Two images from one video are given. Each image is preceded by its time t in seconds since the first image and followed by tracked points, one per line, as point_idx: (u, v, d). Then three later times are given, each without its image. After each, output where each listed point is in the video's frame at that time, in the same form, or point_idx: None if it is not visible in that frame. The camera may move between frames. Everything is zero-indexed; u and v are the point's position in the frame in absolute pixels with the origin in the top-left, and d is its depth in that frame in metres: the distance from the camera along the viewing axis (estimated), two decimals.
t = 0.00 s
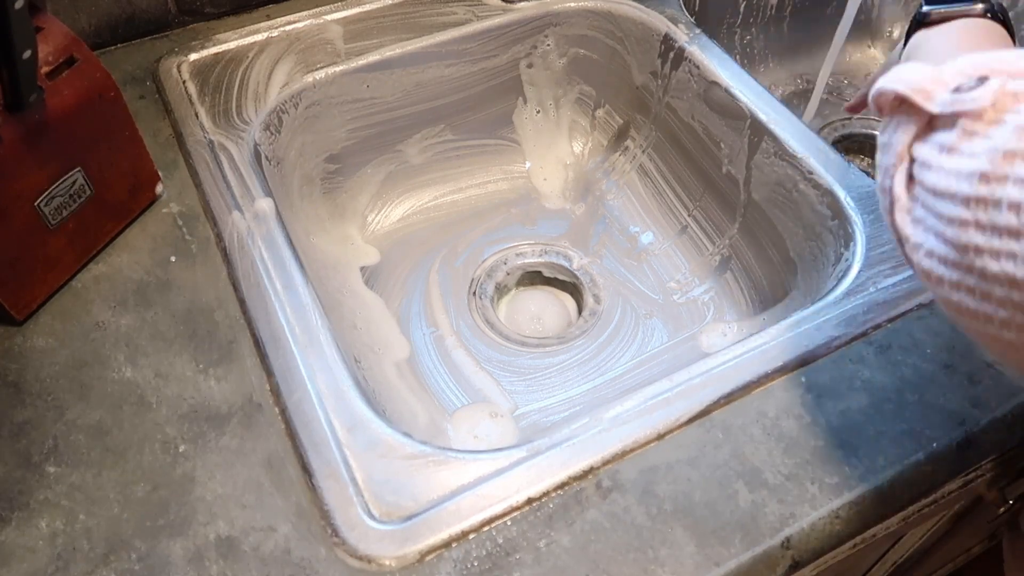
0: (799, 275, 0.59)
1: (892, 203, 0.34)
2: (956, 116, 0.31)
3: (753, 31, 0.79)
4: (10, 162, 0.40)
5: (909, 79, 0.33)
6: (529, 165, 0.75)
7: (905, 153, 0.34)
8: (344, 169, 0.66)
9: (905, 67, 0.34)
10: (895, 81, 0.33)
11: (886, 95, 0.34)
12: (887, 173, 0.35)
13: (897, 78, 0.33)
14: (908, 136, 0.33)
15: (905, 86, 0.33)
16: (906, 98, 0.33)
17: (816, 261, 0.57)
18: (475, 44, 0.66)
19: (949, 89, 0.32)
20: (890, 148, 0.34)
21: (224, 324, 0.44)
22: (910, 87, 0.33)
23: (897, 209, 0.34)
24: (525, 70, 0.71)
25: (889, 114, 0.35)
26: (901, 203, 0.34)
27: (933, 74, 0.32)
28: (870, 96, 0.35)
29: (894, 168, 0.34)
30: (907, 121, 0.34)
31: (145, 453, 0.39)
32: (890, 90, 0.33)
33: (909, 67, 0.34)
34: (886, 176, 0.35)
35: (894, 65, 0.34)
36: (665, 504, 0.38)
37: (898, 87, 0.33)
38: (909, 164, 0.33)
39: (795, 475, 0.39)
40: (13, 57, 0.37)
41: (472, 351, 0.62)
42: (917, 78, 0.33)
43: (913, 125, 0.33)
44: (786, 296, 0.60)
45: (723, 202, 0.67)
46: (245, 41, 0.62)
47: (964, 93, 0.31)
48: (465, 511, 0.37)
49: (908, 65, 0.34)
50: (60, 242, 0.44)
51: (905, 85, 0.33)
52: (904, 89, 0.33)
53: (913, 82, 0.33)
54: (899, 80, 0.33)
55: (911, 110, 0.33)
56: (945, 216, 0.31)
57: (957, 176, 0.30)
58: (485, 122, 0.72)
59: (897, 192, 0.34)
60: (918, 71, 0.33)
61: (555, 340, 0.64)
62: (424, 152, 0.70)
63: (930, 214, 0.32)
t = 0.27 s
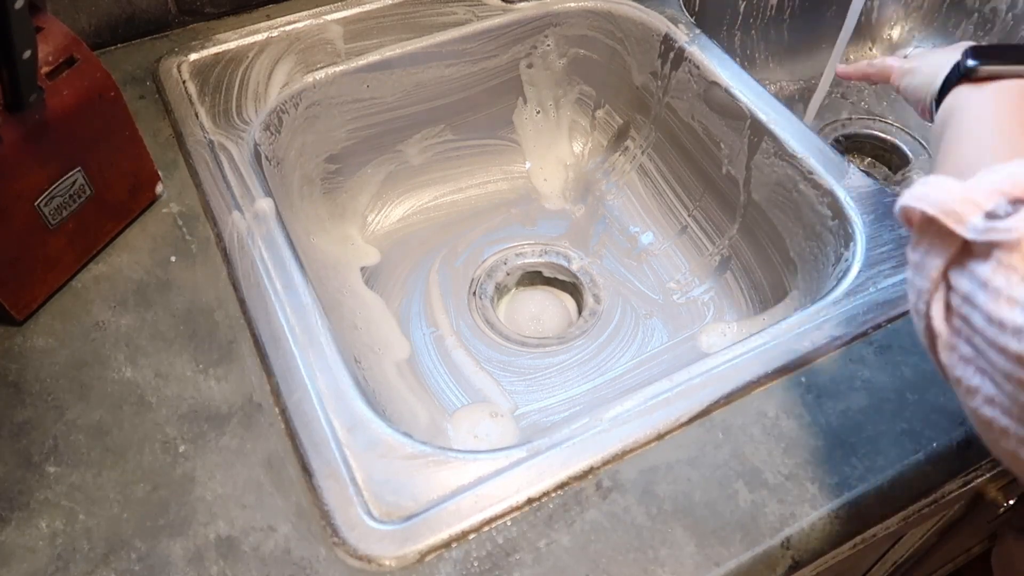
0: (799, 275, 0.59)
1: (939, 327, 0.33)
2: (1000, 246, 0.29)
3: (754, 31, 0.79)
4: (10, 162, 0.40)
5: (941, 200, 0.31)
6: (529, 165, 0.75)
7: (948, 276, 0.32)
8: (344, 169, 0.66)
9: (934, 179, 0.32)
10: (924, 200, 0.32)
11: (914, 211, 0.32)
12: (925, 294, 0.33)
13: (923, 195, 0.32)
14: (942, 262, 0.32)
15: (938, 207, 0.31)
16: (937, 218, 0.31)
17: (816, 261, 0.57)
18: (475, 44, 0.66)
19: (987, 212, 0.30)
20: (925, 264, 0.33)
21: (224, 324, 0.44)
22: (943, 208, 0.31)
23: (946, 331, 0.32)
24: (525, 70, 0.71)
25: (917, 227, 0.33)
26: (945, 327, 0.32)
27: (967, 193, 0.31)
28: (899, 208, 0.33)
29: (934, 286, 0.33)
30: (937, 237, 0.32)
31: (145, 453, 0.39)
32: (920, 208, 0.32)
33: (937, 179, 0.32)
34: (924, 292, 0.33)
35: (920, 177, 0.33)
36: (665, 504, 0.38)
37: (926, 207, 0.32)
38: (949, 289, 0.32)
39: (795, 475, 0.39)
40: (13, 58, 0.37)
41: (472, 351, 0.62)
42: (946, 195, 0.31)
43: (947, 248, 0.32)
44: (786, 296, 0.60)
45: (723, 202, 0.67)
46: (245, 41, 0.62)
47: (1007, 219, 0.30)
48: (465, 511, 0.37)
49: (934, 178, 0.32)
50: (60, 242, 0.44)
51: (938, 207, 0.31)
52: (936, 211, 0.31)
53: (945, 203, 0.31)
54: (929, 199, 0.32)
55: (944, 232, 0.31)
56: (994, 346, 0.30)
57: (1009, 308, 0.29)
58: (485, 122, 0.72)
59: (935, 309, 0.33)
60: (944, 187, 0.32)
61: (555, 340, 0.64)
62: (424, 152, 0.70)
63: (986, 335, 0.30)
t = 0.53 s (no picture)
0: (799, 275, 0.59)
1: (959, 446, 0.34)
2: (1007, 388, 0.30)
3: (754, 31, 0.79)
4: (10, 162, 0.40)
5: (941, 337, 0.31)
6: (529, 165, 0.75)
7: (963, 403, 0.33)
8: (344, 169, 0.66)
9: (929, 309, 0.32)
10: (921, 337, 0.32)
11: (914, 347, 0.33)
12: (939, 413, 0.35)
13: (919, 327, 0.32)
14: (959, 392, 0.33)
15: (939, 345, 0.31)
16: (942, 355, 0.31)
17: (816, 261, 0.57)
18: (476, 44, 0.66)
19: (992, 347, 0.30)
20: (937, 387, 0.34)
21: (224, 324, 0.44)
22: (948, 348, 0.31)
23: (966, 456, 0.34)
24: (525, 70, 0.71)
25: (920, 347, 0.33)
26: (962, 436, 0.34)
27: (966, 326, 0.31)
28: (897, 337, 0.33)
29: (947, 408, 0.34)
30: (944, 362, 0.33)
31: (145, 453, 0.39)
32: (919, 344, 0.32)
33: (933, 304, 0.32)
34: (939, 413, 0.35)
35: (915, 303, 0.33)
36: (665, 504, 0.38)
37: (929, 345, 0.32)
38: (965, 415, 0.34)
39: (795, 475, 0.39)
40: (13, 57, 0.37)
41: (472, 351, 0.62)
42: (946, 331, 0.31)
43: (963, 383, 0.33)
44: (786, 296, 0.60)
45: (723, 202, 0.67)
46: (245, 41, 0.62)
47: (1012, 360, 0.30)
48: (465, 511, 0.37)
49: (928, 304, 0.32)
50: (60, 242, 0.44)
51: (940, 346, 0.31)
52: (939, 350, 0.31)
53: (946, 341, 0.31)
54: (928, 335, 0.32)
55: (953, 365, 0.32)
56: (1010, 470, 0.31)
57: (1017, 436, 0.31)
58: (485, 122, 0.72)
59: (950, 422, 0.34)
60: (940, 319, 0.31)
61: (555, 340, 0.64)
62: (424, 152, 0.70)
63: (1001, 459, 0.32)
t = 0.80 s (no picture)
0: (800, 275, 0.59)
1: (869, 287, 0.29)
2: (903, 228, 0.26)
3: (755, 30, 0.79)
4: (10, 162, 0.40)
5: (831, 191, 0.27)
6: (528, 166, 0.75)
7: (857, 255, 0.29)
8: (344, 169, 0.66)
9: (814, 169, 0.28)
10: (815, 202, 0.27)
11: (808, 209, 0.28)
12: (842, 260, 0.30)
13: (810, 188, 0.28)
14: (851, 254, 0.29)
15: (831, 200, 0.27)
16: (835, 211, 0.27)
17: (816, 262, 0.57)
18: (476, 44, 0.66)
19: (885, 191, 0.26)
20: (838, 251, 0.30)
21: (224, 324, 0.44)
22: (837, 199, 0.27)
23: (875, 295, 0.29)
24: (525, 70, 0.71)
25: (815, 215, 0.29)
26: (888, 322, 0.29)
27: (855, 177, 0.27)
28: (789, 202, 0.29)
29: (852, 268, 0.29)
30: (842, 239, 0.29)
31: (145, 453, 0.39)
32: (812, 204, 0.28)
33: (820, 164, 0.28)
34: (842, 265, 0.30)
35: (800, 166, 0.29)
36: (665, 504, 0.38)
37: (820, 204, 0.27)
38: (862, 257, 0.29)
39: (795, 475, 0.39)
40: (13, 58, 0.37)
41: (472, 351, 0.62)
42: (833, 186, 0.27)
43: (852, 242, 0.28)
44: (786, 296, 0.60)
45: (723, 202, 0.67)
46: (245, 42, 0.62)
47: (902, 203, 0.26)
48: (465, 511, 0.37)
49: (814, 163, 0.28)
50: (60, 242, 0.44)
51: (831, 202, 0.27)
52: (830, 203, 0.27)
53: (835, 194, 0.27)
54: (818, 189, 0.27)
55: (845, 221, 0.28)
56: (937, 343, 0.27)
57: (943, 295, 0.26)
58: (485, 122, 0.72)
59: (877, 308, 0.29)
60: (829, 175, 0.27)
61: (554, 340, 0.64)
62: (424, 152, 0.70)
63: (931, 320, 0.26)
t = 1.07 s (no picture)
0: (799, 275, 0.59)
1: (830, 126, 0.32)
2: (869, 65, 0.30)
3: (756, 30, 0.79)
4: (10, 162, 0.40)
5: (804, 39, 0.30)
6: (528, 166, 0.75)
7: (820, 101, 0.32)
8: (344, 169, 0.66)
9: (791, 21, 0.31)
10: (788, 47, 0.31)
11: (783, 59, 0.31)
12: (803, 110, 0.33)
13: (785, 39, 0.31)
14: (818, 90, 0.32)
15: (805, 47, 0.30)
16: (807, 57, 0.31)
17: (816, 262, 0.57)
18: (476, 44, 0.66)
19: (850, 36, 0.30)
20: (800, 104, 0.33)
21: (224, 324, 0.44)
22: (811, 46, 0.30)
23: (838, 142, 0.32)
24: (525, 70, 0.71)
25: (785, 75, 0.32)
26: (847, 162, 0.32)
27: (824, 24, 0.30)
28: (763, 60, 0.32)
29: (815, 119, 0.33)
30: (804, 89, 0.32)
31: (145, 453, 0.39)
32: (787, 55, 0.31)
33: (791, 19, 0.31)
34: (806, 115, 0.33)
35: (774, 23, 0.32)
36: (665, 504, 0.38)
37: (796, 50, 0.31)
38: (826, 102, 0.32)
39: (795, 476, 0.39)
40: (13, 58, 0.37)
41: (473, 351, 0.62)
42: (807, 32, 0.30)
43: (818, 83, 0.31)
44: (786, 296, 0.60)
45: (723, 202, 0.67)
46: (245, 42, 0.62)
47: (870, 39, 0.30)
48: (465, 511, 0.37)
49: (786, 20, 0.32)
50: (60, 241, 0.44)
51: (805, 48, 0.30)
52: (805, 51, 0.31)
53: (810, 41, 0.30)
54: (793, 42, 0.31)
55: (813, 67, 0.31)
56: (900, 181, 0.30)
57: (905, 124, 0.30)
58: (485, 122, 0.72)
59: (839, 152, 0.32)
60: (802, 25, 0.31)
61: (555, 339, 0.64)
62: (424, 152, 0.70)
63: (901, 151, 0.30)
